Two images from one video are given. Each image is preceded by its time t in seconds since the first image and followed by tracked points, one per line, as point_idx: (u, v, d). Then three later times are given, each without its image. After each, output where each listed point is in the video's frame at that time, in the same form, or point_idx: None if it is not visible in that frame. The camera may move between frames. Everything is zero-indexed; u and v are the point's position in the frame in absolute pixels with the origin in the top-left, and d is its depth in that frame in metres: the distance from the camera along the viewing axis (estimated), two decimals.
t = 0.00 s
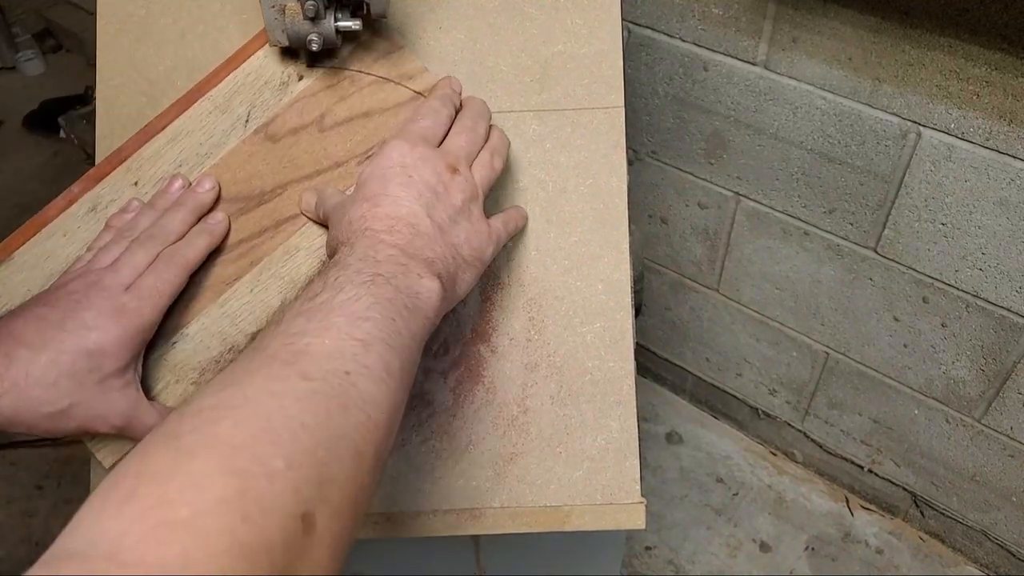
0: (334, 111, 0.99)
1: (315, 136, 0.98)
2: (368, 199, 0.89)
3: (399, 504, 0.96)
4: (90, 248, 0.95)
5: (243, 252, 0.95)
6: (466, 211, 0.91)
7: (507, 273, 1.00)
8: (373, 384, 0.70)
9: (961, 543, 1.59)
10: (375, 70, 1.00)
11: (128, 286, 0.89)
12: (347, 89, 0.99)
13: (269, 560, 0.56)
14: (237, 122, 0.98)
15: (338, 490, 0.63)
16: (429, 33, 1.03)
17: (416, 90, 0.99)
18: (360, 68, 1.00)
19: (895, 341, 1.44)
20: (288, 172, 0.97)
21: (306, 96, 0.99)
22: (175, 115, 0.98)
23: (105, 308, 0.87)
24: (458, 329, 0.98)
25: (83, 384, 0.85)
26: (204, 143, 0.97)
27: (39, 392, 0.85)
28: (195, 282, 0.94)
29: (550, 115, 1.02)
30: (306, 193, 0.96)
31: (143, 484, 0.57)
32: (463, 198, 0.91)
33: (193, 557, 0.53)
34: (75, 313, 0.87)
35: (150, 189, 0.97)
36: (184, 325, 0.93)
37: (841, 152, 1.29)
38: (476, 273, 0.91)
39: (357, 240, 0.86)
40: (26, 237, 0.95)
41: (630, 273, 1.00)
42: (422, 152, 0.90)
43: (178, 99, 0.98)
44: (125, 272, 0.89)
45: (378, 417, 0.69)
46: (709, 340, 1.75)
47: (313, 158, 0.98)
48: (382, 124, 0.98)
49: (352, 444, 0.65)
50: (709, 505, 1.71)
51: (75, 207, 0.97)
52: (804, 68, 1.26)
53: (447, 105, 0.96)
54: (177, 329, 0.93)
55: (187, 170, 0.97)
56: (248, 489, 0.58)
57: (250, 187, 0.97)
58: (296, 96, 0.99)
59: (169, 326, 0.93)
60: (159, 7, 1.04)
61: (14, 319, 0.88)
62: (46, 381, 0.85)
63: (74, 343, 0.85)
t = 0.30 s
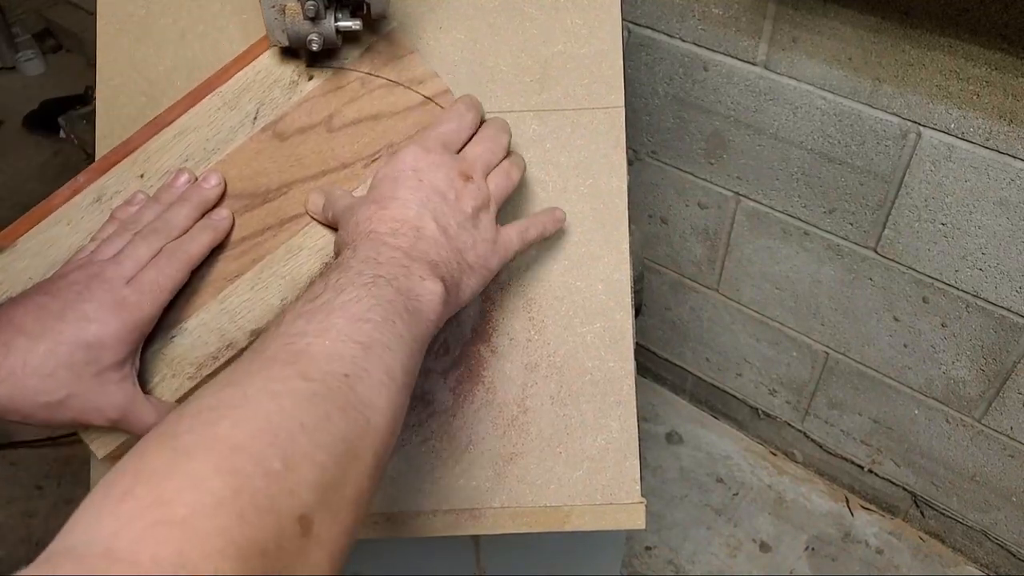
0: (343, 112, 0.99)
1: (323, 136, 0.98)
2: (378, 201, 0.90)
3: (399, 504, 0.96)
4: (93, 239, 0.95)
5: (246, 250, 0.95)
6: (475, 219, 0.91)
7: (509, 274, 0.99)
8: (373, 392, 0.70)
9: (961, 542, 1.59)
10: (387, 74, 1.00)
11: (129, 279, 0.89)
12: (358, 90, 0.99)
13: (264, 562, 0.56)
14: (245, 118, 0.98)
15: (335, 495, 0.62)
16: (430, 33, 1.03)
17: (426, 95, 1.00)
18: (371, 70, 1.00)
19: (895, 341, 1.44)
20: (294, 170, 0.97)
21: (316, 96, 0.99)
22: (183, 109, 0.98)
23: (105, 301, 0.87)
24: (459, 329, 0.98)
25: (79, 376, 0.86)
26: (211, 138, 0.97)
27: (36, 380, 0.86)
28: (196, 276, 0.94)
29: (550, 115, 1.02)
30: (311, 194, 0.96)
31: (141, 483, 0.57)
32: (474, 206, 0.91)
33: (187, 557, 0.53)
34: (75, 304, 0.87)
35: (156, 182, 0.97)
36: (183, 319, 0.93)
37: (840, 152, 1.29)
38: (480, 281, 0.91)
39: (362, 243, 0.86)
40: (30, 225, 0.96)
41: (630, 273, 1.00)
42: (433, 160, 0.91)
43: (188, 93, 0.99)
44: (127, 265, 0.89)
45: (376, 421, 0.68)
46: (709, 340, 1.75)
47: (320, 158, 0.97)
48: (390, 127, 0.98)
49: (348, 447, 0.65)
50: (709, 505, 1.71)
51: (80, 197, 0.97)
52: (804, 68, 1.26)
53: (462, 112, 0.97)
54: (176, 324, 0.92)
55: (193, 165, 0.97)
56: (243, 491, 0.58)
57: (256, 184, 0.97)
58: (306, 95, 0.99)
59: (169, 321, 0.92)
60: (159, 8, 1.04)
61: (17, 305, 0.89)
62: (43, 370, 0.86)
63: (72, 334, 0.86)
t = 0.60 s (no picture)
0: (360, 116, 0.98)
1: (336, 139, 0.98)
2: (394, 219, 0.88)
3: (399, 504, 0.96)
4: (99, 223, 0.95)
5: (250, 244, 0.94)
6: (489, 244, 0.90)
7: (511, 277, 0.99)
8: (388, 416, 0.70)
9: (961, 542, 1.58)
10: (407, 80, 0.99)
11: (133, 266, 0.89)
12: (376, 94, 0.99)
13: None
14: (262, 114, 0.98)
15: (347, 523, 0.62)
16: (429, 34, 1.04)
17: (444, 106, 0.98)
18: (390, 77, 0.99)
19: (895, 341, 1.44)
20: (305, 170, 0.97)
21: (333, 98, 0.98)
22: (199, 99, 0.98)
23: (106, 286, 0.87)
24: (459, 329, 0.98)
25: (73, 357, 0.86)
26: (225, 131, 0.97)
27: (30, 360, 0.86)
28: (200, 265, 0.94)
29: (550, 115, 1.02)
30: (321, 195, 0.96)
31: (165, 503, 0.58)
32: (488, 231, 0.90)
33: None
34: (77, 286, 0.87)
35: (167, 170, 0.97)
36: (183, 308, 0.93)
37: (840, 152, 1.29)
38: (489, 305, 0.91)
39: (380, 262, 0.85)
40: (39, 203, 0.96)
41: (630, 273, 1.00)
42: (454, 180, 0.90)
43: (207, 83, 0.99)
44: (131, 251, 0.89)
45: (390, 448, 0.69)
46: (709, 340, 1.75)
47: (332, 160, 0.97)
48: (406, 134, 0.98)
49: (364, 474, 0.65)
50: (709, 505, 1.71)
51: (92, 177, 0.97)
52: (804, 68, 1.26)
53: (485, 130, 0.96)
54: (175, 312, 0.93)
55: (205, 155, 0.97)
56: (265, 514, 0.58)
57: (267, 180, 0.96)
58: (323, 95, 0.98)
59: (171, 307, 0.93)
60: (159, 7, 1.04)
61: (16, 283, 0.89)
62: (38, 352, 0.86)
63: (69, 318, 0.86)
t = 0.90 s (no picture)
0: (372, 120, 0.98)
1: (346, 141, 0.97)
2: (402, 228, 0.88)
3: (399, 504, 0.96)
4: (103, 209, 0.95)
5: (255, 241, 0.94)
6: (494, 258, 0.91)
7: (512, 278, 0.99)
8: (385, 431, 0.70)
9: (961, 543, 1.58)
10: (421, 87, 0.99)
11: (135, 256, 0.89)
12: (390, 99, 0.98)
13: None
14: (274, 112, 0.98)
15: (345, 536, 0.63)
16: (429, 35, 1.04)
17: (455, 116, 0.98)
18: (405, 83, 0.99)
19: (895, 342, 1.43)
20: (315, 170, 0.96)
21: (346, 100, 0.98)
22: (214, 93, 0.98)
23: (106, 275, 0.87)
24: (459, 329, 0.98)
25: (70, 346, 0.87)
26: (237, 126, 0.97)
27: (25, 344, 0.87)
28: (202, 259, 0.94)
29: (550, 114, 1.02)
30: (328, 197, 0.96)
31: (163, 515, 0.58)
32: (494, 245, 0.90)
33: None
34: (77, 273, 0.87)
35: (177, 162, 0.97)
36: (182, 302, 0.93)
37: (841, 152, 1.29)
38: (489, 319, 0.91)
39: (382, 273, 0.85)
40: (46, 185, 0.96)
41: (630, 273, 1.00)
42: (463, 193, 0.90)
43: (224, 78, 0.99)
44: (134, 241, 0.89)
45: (387, 461, 0.69)
46: (709, 340, 1.75)
47: (340, 162, 0.97)
48: (417, 141, 0.98)
49: (359, 488, 0.65)
50: (709, 505, 1.71)
51: (101, 163, 0.97)
52: (804, 68, 1.26)
53: (497, 143, 0.96)
54: (174, 304, 0.93)
55: (215, 149, 0.97)
56: (261, 528, 0.58)
57: (276, 178, 0.96)
58: (337, 96, 0.98)
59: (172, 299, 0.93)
60: (159, 7, 1.04)
61: (19, 269, 0.90)
62: (34, 337, 0.87)
63: (66, 304, 0.87)
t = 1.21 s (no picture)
0: (382, 125, 0.98)
1: (356, 144, 0.97)
2: (406, 237, 0.88)
3: (399, 504, 0.96)
4: (110, 197, 0.96)
5: (258, 238, 0.95)
6: (497, 272, 0.91)
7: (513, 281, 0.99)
8: (383, 443, 0.70)
9: (961, 542, 1.58)
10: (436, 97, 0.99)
11: (138, 247, 0.89)
12: (402, 105, 0.98)
13: None
14: (286, 111, 0.98)
15: (339, 551, 0.62)
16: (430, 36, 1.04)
17: (468, 125, 0.98)
18: (419, 90, 0.99)
19: (895, 342, 1.44)
20: (323, 172, 0.96)
21: (358, 103, 0.98)
22: (228, 88, 0.99)
23: (110, 264, 0.88)
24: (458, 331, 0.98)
25: (69, 333, 0.87)
26: (249, 121, 0.98)
27: (22, 327, 0.87)
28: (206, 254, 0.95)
29: (550, 114, 1.02)
30: (335, 198, 0.95)
31: (162, 525, 0.57)
32: (497, 259, 0.91)
33: None
34: (80, 260, 0.88)
35: (186, 154, 0.97)
36: (183, 294, 0.94)
37: (840, 152, 1.29)
38: (488, 333, 0.91)
39: (385, 283, 0.85)
40: (56, 169, 0.98)
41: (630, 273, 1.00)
42: (470, 206, 0.90)
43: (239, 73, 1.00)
44: (139, 231, 0.89)
45: (384, 475, 0.69)
46: (709, 340, 1.75)
47: (349, 164, 0.96)
48: (427, 148, 0.97)
49: (355, 500, 0.65)
50: (709, 505, 1.71)
51: (111, 151, 0.98)
52: (804, 68, 1.25)
53: (507, 157, 0.96)
54: (175, 296, 0.94)
55: (225, 144, 0.97)
56: (261, 540, 0.58)
57: (281, 177, 0.96)
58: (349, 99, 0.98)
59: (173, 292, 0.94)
60: (159, 8, 1.04)
61: (22, 252, 0.90)
62: (33, 321, 0.87)
63: (67, 290, 0.87)
